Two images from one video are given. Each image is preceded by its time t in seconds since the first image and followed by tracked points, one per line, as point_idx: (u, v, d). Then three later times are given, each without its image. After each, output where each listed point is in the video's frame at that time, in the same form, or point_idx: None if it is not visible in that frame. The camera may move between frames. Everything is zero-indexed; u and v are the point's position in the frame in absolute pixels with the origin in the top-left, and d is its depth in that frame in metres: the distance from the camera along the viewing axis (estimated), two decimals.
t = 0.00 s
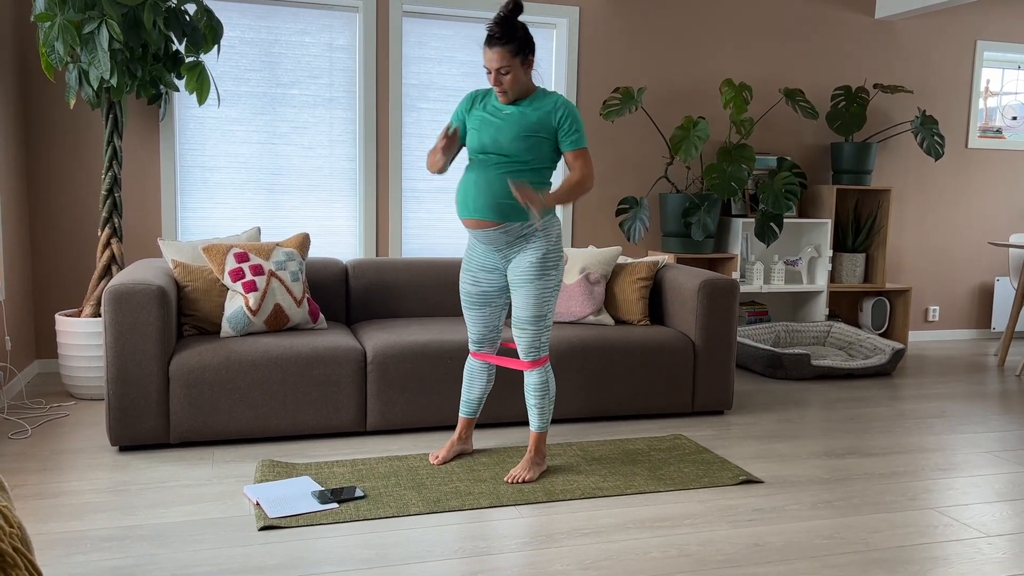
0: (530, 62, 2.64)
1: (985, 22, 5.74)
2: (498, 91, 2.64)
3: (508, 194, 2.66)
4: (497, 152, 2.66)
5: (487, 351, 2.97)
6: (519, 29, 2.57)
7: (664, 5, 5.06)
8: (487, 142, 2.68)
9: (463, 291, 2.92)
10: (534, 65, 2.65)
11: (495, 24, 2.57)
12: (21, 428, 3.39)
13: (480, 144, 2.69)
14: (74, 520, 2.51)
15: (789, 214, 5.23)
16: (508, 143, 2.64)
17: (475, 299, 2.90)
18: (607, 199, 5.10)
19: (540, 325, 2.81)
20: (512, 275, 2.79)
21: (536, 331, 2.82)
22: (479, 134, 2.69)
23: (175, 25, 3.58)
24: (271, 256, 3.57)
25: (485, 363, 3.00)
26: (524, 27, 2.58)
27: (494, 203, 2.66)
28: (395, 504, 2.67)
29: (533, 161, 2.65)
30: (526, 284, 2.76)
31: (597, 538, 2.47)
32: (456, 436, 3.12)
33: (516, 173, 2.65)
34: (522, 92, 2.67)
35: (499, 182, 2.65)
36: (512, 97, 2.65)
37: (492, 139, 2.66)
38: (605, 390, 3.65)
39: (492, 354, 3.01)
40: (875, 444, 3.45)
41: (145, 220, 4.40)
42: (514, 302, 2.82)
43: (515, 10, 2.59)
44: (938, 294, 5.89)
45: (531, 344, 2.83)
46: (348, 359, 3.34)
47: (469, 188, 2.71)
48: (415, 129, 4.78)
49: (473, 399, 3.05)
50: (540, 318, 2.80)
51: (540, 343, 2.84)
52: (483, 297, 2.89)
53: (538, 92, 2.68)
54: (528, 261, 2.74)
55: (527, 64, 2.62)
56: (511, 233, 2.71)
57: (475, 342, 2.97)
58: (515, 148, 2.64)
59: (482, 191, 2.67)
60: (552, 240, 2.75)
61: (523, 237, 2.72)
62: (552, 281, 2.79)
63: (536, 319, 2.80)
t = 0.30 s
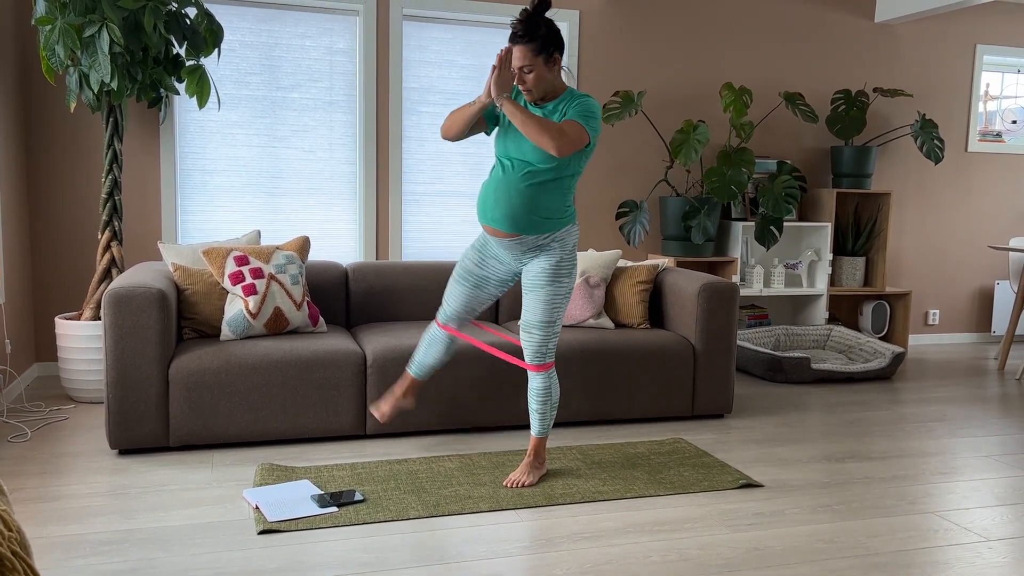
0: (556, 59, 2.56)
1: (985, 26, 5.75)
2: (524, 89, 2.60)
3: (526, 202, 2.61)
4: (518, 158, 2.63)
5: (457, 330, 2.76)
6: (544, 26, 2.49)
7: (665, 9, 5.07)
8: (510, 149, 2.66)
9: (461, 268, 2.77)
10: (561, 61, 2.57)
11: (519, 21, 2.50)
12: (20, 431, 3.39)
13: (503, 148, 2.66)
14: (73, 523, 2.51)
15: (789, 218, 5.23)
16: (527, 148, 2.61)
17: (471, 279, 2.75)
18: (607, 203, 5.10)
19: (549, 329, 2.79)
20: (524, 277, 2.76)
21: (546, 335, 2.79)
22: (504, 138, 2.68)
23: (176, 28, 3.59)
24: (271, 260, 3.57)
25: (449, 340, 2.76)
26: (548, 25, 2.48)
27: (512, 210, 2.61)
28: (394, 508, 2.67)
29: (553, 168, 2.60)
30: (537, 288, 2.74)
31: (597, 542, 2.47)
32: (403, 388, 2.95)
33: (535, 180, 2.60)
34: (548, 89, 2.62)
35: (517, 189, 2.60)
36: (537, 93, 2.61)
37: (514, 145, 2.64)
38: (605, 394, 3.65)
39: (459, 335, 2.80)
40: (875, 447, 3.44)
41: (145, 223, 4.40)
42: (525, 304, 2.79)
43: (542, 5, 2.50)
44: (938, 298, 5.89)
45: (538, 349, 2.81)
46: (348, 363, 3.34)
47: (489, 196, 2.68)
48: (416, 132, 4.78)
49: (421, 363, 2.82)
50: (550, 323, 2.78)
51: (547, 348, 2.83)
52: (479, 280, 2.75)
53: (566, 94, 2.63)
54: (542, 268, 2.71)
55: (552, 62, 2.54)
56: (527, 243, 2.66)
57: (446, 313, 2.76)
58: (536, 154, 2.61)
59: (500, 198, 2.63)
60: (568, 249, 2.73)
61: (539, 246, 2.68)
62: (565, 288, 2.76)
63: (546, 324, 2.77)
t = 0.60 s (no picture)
0: (557, 63, 2.51)
1: (983, 31, 5.76)
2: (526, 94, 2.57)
3: (535, 210, 2.53)
4: (529, 162, 2.55)
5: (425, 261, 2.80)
6: (540, 31, 2.44)
7: (664, 14, 5.08)
8: (520, 153, 2.58)
9: (459, 223, 2.71)
10: (562, 65, 2.52)
11: (517, 28, 2.46)
12: (20, 436, 3.39)
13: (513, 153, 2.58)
14: (73, 529, 2.50)
15: (788, 223, 5.23)
16: (537, 153, 2.52)
17: (461, 238, 2.71)
18: (607, 208, 5.11)
19: (550, 335, 2.82)
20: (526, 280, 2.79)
21: (546, 341, 2.82)
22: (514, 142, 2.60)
23: (176, 34, 3.61)
24: (271, 264, 3.57)
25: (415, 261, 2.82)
26: (543, 30, 2.44)
27: (520, 219, 2.54)
28: (394, 514, 2.67)
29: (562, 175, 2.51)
30: (538, 293, 2.76)
31: (596, 548, 2.47)
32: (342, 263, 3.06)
33: (546, 187, 2.52)
34: (551, 92, 2.57)
35: (527, 197, 2.52)
36: (541, 97, 2.57)
37: (524, 149, 2.56)
38: (604, 399, 3.65)
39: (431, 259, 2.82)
40: (875, 453, 3.44)
41: (145, 228, 4.40)
42: (526, 309, 2.82)
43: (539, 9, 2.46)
44: (937, 303, 5.89)
45: (538, 353, 2.82)
46: (347, 368, 3.34)
47: (497, 200, 2.59)
48: (415, 137, 4.79)
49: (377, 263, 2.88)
50: (551, 328, 2.80)
51: (548, 352, 2.84)
52: (468, 243, 2.71)
53: (572, 97, 2.59)
54: (543, 275, 2.73)
55: (553, 66, 2.50)
56: (528, 249, 2.64)
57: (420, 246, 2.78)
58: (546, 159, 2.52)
59: (509, 204, 2.54)
60: (570, 258, 2.72)
61: (541, 253, 2.67)
62: (565, 294, 2.78)
63: (546, 330, 2.80)
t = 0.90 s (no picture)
0: (558, 70, 2.50)
1: (983, 36, 5.77)
2: (527, 101, 2.56)
3: (535, 215, 2.53)
4: (530, 169, 2.56)
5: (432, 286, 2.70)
6: (542, 39, 2.42)
7: (664, 19, 5.09)
8: (521, 159, 2.58)
9: (460, 236, 2.67)
10: (564, 71, 2.51)
11: (517, 34, 2.43)
12: (20, 442, 3.38)
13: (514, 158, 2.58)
14: (73, 534, 2.50)
15: (788, 228, 5.23)
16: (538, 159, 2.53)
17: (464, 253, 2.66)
18: (607, 213, 5.11)
19: (551, 339, 2.82)
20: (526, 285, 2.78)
21: (547, 345, 2.82)
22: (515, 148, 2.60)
23: (177, 39, 3.61)
24: (271, 270, 3.58)
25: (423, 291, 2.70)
26: (546, 38, 2.41)
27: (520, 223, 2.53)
28: (394, 519, 2.67)
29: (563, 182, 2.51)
30: (539, 299, 2.76)
31: (596, 554, 2.46)
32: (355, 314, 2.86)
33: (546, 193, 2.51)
34: (552, 98, 2.56)
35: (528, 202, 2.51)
36: (542, 103, 2.56)
37: (524, 155, 2.56)
38: (604, 404, 3.64)
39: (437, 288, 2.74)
40: (875, 458, 3.44)
41: (145, 233, 4.40)
42: (526, 314, 2.82)
43: (542, 14, 2.42)
44: (938, 308, 5.89)
45: (539, 358, 2.83)
46: (348, 373, 3.34)
47: (497, 205, 2.58)
48: (416, 142, 4.80)
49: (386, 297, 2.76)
50: (551, 333, 2.81)
51: (550, 355, 2.85)
52: (471, 257, 2.66)
53: (573, 104, 2.59)
54: (543, 281, 2.72)
55: (554, 73, 2.49)
56: (529, 255, 2.62)
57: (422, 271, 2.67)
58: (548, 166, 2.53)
59: (509, 210, 2.53)
60: (571, 263, 2.71)
61: (541, 258, 2.66)
62: (566, 299, 2.78)
63: (547, 335, 2.80)
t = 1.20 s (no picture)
0: (552, 79, 2.57)
1: (983, 41, 5.78)
2: (522, 110, 2.61)
3: (527, 220, 2.64)
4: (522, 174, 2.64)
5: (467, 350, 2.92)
6: (538, 49, 2.48)
7: (665, 25, 5.10)
8: (512, 164, 2.68)
9: (465, 287, 2.89)
10: (557, 81, 2.58)
11: (512, 45, 2.50)
12: (20, 446, 3.38)
13: (506, 164, 2.69)
14: (73, 539, 2.50)
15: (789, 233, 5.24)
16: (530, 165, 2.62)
17: (474, 297, 2.86)
18: (607, 218, 5.12)
19: (547, 345, 2.79)
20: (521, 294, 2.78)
21: (543, 352, 2.79)
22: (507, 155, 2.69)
23: (179, 44, 3.61)
24: (272, 274, 3.58)
25: (464, 363, 2.94)
26: (541, 47, 2.48)
27: (513, 227, 2.65)
28: (394, 524, 2.67)
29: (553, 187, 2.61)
30: (534, 304, 2.75)
31: (597, 559, 2.46)
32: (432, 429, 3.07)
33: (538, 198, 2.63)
34: (545, 107, 2.63)
35: (519, 207, 2.64)
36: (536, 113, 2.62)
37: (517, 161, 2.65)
38: (605, 410, 3.64)
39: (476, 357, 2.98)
40: (876, 463, 3.44)
41: (145, 237, 4.40)
42: (522, 321, 2.80)
43: (534, 26, 2.51)
44: (938, 313, 5.89)
45: (535, 366, 2.80)
46: (348, 378, 3.34)
47: (491, 209, 2.71)
48: (416, 147, 4.80)
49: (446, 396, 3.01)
50: (548, 339, 2.78)
51: (546, 363, 2.81)
52: (481, 298, 2.86)
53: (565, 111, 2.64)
54: (539, 286, 2.73)
55: (548, 82, 2.55)
56: (525, 258, 2.69)
57: (456, 343, 2.93)
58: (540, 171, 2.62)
59: (503, 214, 2.67)
60: (565, 266, 2.75)
61: (537, 262, 2.71)
62: (562, 305, 2.78)
63: (543, 340, 2.77)
